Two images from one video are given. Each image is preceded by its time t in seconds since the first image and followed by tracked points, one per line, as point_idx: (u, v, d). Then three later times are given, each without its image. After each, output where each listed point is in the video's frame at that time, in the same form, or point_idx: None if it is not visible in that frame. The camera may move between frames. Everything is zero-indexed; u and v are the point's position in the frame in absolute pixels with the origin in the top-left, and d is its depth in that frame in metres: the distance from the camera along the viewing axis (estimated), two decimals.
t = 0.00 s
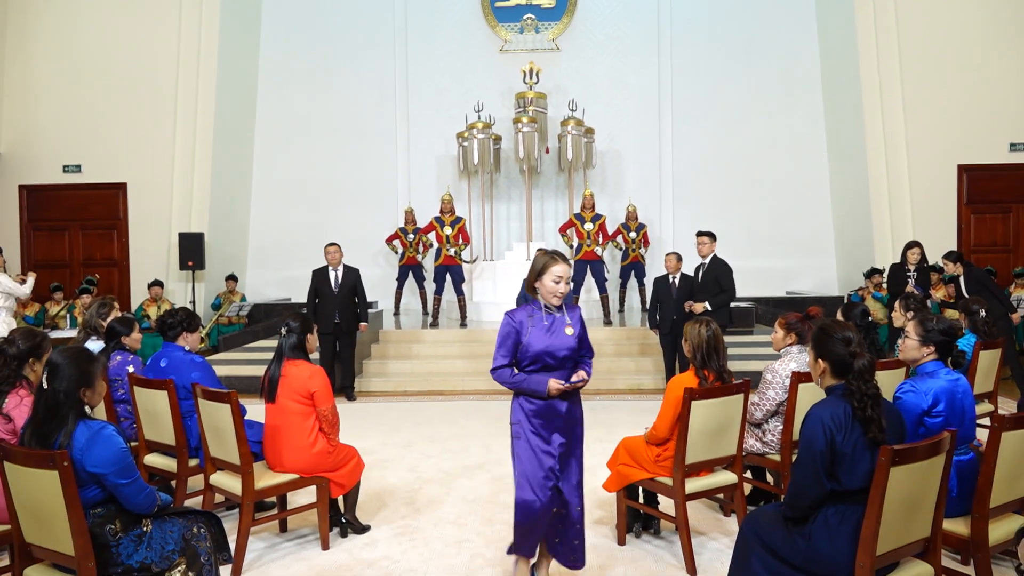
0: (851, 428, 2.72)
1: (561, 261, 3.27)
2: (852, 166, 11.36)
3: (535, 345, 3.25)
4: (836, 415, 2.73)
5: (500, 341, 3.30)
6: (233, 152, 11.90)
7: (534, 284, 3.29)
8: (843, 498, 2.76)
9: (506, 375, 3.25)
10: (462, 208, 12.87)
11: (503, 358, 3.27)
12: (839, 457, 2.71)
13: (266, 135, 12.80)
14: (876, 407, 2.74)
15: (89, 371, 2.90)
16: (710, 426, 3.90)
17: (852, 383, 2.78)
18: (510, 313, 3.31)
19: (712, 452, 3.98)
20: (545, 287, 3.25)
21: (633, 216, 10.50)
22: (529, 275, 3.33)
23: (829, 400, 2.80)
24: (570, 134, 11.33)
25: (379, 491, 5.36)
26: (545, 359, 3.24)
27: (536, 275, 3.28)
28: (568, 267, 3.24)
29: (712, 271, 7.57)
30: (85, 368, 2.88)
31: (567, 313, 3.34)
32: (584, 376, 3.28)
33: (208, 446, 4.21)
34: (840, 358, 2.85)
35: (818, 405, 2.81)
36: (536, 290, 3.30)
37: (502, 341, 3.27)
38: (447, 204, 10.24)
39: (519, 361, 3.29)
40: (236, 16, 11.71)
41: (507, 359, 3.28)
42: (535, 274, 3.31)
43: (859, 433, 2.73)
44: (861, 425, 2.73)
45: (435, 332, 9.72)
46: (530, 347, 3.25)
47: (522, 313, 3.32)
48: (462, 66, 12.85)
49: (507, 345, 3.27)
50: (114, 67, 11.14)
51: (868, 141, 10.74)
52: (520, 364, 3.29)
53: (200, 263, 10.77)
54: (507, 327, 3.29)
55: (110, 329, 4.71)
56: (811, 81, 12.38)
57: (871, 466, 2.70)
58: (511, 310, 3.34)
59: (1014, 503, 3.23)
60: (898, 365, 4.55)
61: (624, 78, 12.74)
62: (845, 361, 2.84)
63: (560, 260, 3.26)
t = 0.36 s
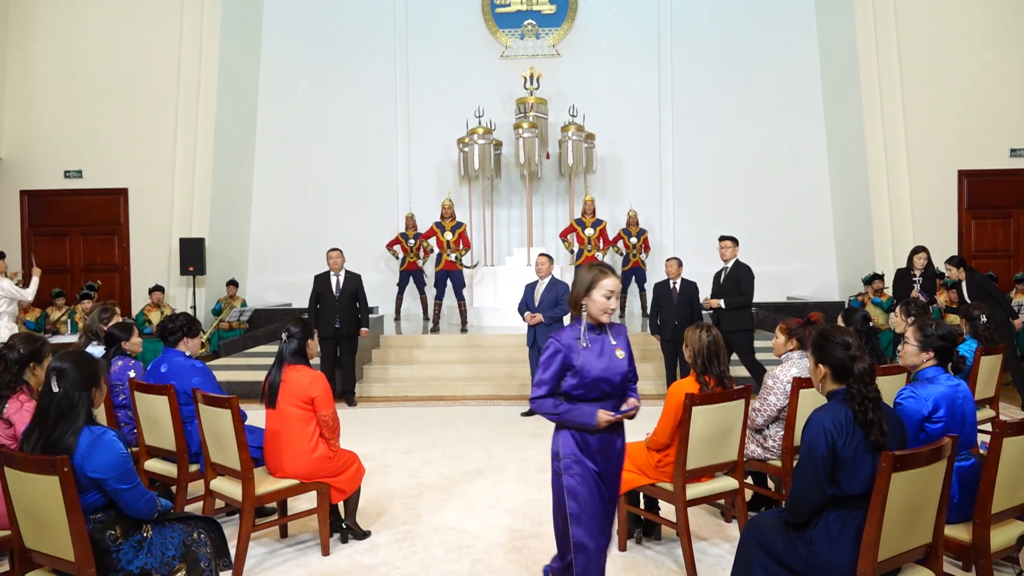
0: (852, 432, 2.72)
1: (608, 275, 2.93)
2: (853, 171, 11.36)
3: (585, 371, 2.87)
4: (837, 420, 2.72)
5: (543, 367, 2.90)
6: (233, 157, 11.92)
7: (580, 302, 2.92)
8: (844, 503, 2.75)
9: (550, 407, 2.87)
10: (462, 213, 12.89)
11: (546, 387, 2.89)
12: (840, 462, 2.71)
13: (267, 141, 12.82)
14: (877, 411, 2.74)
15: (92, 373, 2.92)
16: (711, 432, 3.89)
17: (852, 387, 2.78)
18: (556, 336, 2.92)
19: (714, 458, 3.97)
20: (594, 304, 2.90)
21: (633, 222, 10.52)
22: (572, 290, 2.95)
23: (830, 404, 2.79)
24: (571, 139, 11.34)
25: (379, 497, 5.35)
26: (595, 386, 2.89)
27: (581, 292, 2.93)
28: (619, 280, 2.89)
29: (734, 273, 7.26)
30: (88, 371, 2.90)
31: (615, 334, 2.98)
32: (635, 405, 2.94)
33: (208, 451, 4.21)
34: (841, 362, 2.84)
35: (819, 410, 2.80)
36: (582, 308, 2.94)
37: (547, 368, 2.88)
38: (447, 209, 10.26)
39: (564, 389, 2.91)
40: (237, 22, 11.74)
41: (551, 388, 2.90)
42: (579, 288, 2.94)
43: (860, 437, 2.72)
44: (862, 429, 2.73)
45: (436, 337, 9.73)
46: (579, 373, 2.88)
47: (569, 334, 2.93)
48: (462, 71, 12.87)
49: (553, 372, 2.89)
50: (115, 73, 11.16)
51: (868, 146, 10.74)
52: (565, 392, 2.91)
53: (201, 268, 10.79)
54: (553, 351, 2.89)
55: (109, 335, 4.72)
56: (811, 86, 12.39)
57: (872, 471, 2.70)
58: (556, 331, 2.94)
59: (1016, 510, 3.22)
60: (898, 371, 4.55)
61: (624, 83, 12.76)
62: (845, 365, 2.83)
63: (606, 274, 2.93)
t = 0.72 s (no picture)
0: (853, 432, 2.72)
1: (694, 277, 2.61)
2: (853, 174, 11.36)
3: (681, 384, 2.55)
4: (838, 421, 2.73)
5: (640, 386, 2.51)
6: (234, 159, 11.92)
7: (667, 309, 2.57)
8: (844, 504, 2.75)
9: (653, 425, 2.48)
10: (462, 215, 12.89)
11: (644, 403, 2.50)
12: (840, 462, 2.71)
13: (268, 142, 12.83)
14: (877, 411, 2.74)
15: (97, 370, 2.94)
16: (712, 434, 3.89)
17: (853, 388, 2.78)
18: (644, 347, 2.55)
19: (715, 460, 3.97)
20: (683, 310, 2.57)
21: (633, 223, 10.52)
22: (656, 297, 2.58)
23: (830, 405, 2.80)
24: (571, 142, 11.34)
25: (380, 499, 5.35)
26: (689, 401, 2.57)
27: (668, 299, 2.57)
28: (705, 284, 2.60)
29: (763, 277, 7.25)
30: (94, 368, 2.92)
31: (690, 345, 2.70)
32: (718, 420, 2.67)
33: (209, 453, 4.21)
34: (841, 363, 2.83)
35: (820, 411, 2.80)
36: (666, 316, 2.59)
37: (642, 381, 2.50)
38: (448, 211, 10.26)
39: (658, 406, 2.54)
40: (238, 25, 11.75)
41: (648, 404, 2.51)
42: (660, 293, 2.59)
43: (861, 437, 2.73)
44: (863, 429, 2.73)
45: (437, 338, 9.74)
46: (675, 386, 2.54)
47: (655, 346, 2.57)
48: (463, 73, 12.88)
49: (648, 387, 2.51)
50: (116, 76, 11.17)
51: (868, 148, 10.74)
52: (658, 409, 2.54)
53: (201, 270, 10.79)
54: (651, 365, 2.51)
55: (110, 336, 4.72)
56: (812, 89, 12.39)
57: (873, 471, 2.70)
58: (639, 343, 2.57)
59: (1016, 513, 3.22)
60: (899, 373, 4.55)
61: (625, 85, 12.76)
62: (847, 366, 2.83)
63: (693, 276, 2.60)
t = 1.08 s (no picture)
0: (853, 431, 2.71)
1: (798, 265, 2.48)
2: (853, 173, 11.37)
3: (797, 384, 2.39)
4: (840, 420, 2.72)
5: (757, 378, 2.33)
6: (234, 159, 11.92)
7: (777, 300, 2.42)
8: (843, 502, 2.74)
9: (782, 429, 2.31)
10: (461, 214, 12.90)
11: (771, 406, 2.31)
12: (840, 460, 2.70)
13: (267, 141, 12.82)
14: (881, 409, 2.71)
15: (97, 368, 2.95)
16: (712, 433, 3.90)
17: (859, 386, 2.74)
18: (764, 342, 2.37)
19: (715, 459, 3.97)
20: (792, 302, 2.43)
21: (633, 222, 10.53)
22: (763, 285, 2.43)
23: (832, 404, 2.76)
24: (571, 141, 11.33)
25: (379, 498, 5.35)
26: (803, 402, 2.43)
27: (777, 288, 2.42)
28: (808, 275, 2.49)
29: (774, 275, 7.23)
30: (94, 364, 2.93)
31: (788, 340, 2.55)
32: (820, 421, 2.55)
33: (209, 452, 4.21)
34: (848, 363, 2.77)
35: (820, 410, 2.77)
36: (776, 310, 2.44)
37: (769, 380, 2.32)
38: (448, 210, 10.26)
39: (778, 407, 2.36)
40: (238, 24, 11.74)
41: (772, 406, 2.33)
42: (767, 283, 2.44)
43: (861, 435, 2.72)
44: (864, 428, 2.72)
45: (436, 338, 9.75)
46: (793, 387, 2.38)
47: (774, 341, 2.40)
48: (463, 72, 12.88)
49: (774, 385, 2.33)
50: (115, 75, 11.17)
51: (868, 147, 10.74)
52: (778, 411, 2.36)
53: (201, 269, 10.80)
54: (773, 360, 2.34)
55: (110, 335, 4.72)
56: (812, 88, 12.39)
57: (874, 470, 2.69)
58: (756, 337, 2.39)
59: (1015, 512, 3.22)
60: (898, 372, 4.56)
61: (624, 84, 12.75)
62: (854, 366, 2.76)
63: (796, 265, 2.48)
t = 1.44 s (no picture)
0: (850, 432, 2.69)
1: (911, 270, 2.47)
2: (852, 172, 11.38)
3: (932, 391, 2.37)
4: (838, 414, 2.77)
5: (932, 387, 2.23)
6: (232, 158, 11.92)
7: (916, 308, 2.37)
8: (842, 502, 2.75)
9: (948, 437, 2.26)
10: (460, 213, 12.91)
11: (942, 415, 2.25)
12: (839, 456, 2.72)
13: (266, 140, 12.81)
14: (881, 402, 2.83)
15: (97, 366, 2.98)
16: (711, 433, 3.90)
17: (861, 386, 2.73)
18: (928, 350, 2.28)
19: (714, 458, 3.98)
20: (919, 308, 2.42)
21: (632, 222, 10.54)
22: (905, 295, 2.36)
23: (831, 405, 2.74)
24: (570, 140, 11.33)
25: (378, 497, 5.35)
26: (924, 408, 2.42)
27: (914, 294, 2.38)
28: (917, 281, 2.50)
29: (775, 274, 7.24)
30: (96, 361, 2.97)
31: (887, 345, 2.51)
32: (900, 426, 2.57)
33: (207, 451, 4.20)
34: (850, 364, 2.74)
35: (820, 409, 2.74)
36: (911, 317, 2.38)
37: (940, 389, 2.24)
38: (447, 209, 10.26)
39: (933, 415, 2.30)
40: (236, 23, 11.72)
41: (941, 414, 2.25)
42: (904, 294, 2.38)
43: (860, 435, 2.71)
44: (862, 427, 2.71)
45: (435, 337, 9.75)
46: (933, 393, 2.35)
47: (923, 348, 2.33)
48: (462, 72, 12.89)
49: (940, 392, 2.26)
50: (114, 73, 11.16)
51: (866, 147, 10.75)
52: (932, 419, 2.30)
53: (199, 267, 10.80)
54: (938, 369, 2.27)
55: (109, 334, 4.71)
56: (811, 87, 12.39)
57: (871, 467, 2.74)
58: (914, 344, 2.29)
59: (1014, 510, 3.23)
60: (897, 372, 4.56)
61: (623, 83, 12.74)
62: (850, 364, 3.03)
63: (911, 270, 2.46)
